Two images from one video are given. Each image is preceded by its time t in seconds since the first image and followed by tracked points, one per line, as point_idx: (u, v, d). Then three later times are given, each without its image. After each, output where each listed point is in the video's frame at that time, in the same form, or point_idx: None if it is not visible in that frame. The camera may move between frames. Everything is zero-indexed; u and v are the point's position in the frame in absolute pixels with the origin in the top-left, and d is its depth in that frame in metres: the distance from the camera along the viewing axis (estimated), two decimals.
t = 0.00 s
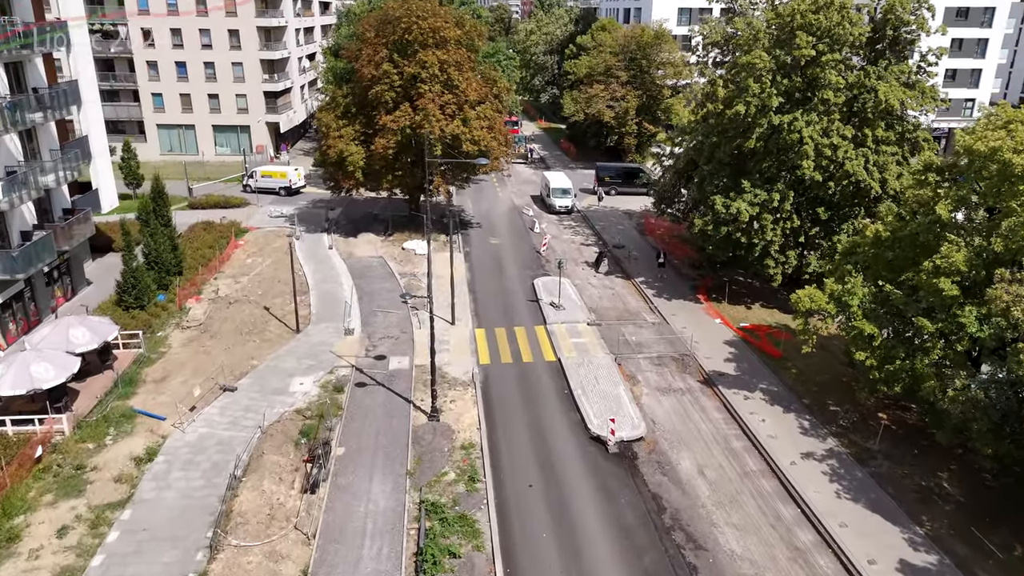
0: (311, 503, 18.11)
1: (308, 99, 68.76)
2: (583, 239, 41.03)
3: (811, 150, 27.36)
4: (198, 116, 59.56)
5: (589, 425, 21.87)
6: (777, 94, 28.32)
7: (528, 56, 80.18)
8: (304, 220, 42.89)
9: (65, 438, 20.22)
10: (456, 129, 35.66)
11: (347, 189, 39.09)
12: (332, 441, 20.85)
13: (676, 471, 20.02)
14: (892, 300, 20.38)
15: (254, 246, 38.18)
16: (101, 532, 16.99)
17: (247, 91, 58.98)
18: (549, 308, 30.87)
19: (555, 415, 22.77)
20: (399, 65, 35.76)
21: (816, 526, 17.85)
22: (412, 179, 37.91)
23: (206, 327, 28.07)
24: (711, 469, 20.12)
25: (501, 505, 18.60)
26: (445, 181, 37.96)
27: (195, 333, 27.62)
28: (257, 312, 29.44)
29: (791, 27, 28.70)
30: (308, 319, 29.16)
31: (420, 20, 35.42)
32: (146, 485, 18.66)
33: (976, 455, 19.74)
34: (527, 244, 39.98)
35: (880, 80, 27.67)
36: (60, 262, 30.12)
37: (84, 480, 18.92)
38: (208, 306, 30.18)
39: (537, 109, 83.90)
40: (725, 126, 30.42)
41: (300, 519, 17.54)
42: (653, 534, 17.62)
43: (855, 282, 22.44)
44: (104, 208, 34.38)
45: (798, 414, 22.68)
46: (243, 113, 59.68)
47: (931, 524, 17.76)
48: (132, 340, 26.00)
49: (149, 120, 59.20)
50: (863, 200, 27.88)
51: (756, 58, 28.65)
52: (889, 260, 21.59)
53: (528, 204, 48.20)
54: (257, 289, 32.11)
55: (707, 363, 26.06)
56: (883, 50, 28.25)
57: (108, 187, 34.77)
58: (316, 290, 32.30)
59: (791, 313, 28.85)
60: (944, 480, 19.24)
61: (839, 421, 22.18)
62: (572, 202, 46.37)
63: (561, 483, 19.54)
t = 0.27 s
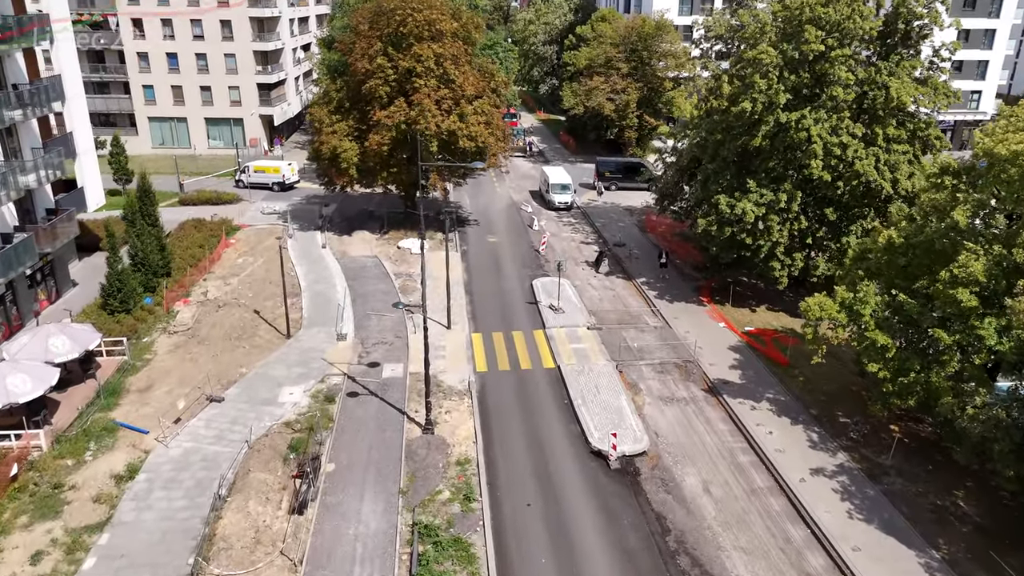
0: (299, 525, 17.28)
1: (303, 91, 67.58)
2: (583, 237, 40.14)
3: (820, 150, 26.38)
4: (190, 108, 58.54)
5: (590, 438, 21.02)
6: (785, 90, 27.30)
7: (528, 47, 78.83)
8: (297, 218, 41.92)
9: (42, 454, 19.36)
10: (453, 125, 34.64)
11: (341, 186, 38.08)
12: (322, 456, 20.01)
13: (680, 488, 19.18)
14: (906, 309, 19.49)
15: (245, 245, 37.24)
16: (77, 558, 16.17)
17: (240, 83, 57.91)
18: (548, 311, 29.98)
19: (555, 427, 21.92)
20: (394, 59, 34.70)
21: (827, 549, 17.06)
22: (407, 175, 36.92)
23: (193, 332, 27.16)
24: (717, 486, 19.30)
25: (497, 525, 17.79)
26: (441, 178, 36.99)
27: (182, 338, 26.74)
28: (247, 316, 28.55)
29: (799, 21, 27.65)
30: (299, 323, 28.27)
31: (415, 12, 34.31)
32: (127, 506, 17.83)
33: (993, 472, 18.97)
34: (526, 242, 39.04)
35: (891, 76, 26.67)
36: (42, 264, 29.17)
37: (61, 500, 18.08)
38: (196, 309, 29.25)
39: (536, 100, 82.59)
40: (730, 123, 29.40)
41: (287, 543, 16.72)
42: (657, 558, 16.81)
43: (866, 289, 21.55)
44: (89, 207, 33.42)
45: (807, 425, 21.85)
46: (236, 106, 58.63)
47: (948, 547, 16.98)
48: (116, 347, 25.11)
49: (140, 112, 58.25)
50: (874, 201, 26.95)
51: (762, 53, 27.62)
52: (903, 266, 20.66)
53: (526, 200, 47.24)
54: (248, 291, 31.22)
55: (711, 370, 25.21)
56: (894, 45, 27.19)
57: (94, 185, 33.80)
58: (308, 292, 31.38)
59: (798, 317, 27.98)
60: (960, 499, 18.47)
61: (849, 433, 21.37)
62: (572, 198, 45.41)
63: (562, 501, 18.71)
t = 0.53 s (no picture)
0: (286, 554, 16.50)
1: (299, 84, 66.46)
2: (583, 238, 39.28)
3: (830, 153, 25.45)
4: (183, 103, 57.57)
5: (591, 457, 20.22)
6: (794, 90, 26.31)
7: (527, 38, 77.54)
8: (291, 217, 41.00)
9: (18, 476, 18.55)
10: (450, 123, 33.68)
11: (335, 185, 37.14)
12: (312, 476, 19.21)
13: (685, 513, 18.38)
14: (922, 325, 18.62)
15: (238, 247, 36.35)
16: None
17: (234, 77, 56.92)
18: (547, 317, 29.13)
19: (555, 444, 21.12)
20: (389, 55, 33.69)
21: None
22: (403, 175, 36.00)
23: (181, 341, 26.30)
24: (724, 509, 18.50)
25: (494, 553, 17.02)
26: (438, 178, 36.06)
27: (170, 347, 25.90)
28: (237, 323, 27.70)
29: (809, 18, 26.64)
30: (291, 331, 27.42)
31: (411, 7, 33.26)
32: (106, 532, 17.05)
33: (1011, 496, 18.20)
34: (525, 244, 38.18)
35: (904, 76, 25.69)
36: (27, 269, 28.32)
37: (37, 526, 17.29)
38: (185, 315, 28.40)
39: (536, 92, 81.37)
40: (735, 124, 28.44)
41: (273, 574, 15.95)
42: None
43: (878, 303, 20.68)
44: (77, 208, 32.60)
45: (816, 443, 21.03)
46: (230, 100, 57.61)
47: None
48: (100, 359, 24.26)
49: (132, 107, 57.30)
50: (884, 206, 26.03)
51: (771, 51, 26.62)
52: (917, 279, 19.77)
53: (525, 198, 46.30)
54: (238, 296, 30.36)
55: (716, 382, 24.37)
56: (907, 44, 26.20)
57: (82, 186, 32.92)
58: (301, 297, 30.50)
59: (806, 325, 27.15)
60: (977, 525, 17.71)
61: (860, 451, 20.57)
62: (572, 196, 44.50)
63: (562, 526, 17.93)
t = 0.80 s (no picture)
0: None
1: (296, 80, 65.47)
2: (584, 242, 38.43)
3: (841, 161, 24.53)
4: (177, 100, 56.68)
5: (592, 482, 19.44)
6: (803, 95, 25.38)
7: (528, 32, 76.37)
8: (286, 220, 40.15)
9: None
10: (448, 126, 32.75)
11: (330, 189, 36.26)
12: (301, 504, 18.44)
13: (690, 544, 17.61)
14: (938, 348, 17.78)
15: (230, 252, 35.52)
16: None
17: (229, 74, 56.05)
18: (547, 328, 28.31)
19: (554, 467, 20.34)
20: (385, 55, 32.74)
21: None
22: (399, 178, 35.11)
23: (169, 354, 25.50)
24: (731, 540, 17.73)
25: None
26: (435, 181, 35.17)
27: (158, 361, 25.11)
28: (227, 334, 26.89)
29: (819, 21, 25.66)
30: (283, 343, 26.62)
31: (407, 6, 32.27)
32: (85, 567, 16.31)
33: None
34: (525, 248, 37.34)
35: (917, 81, 24.73)
36: (11, 278, 27.51)
37: (13, 560, 16.55)
38: (174, 326, 27.61)
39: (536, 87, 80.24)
40: (741, 129, 27.52)
41: None
42: None
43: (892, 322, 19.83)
44: (65, 213, 31.84)
45: (826, 466, 20.23)
46: (225, 97, 56.85)
47: None
48: (85, 375, 23.48)
49: (125, 104, 56.41)
50: (896, 215, 25.13)
51: (779, 55, 25.68)
52: (933, 298, 18.90)
53: (525, 199, 45.43)
54: (230, 305, 29.55)
55: (722, 399, 23.56)
56: (920, 47, 25.23)
57: (70, 188, 32.22)
58: (294, 306, 29.69)
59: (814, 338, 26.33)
60: (996, 558, 16.95)
61: (872, 476, 19.79)
62: (573, 198, 43.65)
63: (561, 558, 17.17)
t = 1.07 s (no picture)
0: None
1: (295, 77, 64.57)
2: (587, 248, 37.62)
3: (853, 173, 23.66)
4: (173, 98, 55.84)
5: (594, 513, 18.70)
6: (813, 103, 24.48)
7: (530, 27, 75.33)
8: (282, 224, 39.37)
9: None
10: (447, 131, 31.92)
11: (327, 194, 35.44)
12: (291, 536, 17.72)
13: None
14: (957, 377, 16.96)
15: (225, 259, 34.77)
16: None
17: (226, 72, 55.19)
18: (549, 341, 27.51)
19: (555, 495, 19.59)
20: (382, 58, 31.87)
21: None
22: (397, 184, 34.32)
23: (159, 370, 24.76)
24: None
25: None
26: (434, 187, 34.35)
27: (147, 377, 24.40)
28: (219, 349, 26.15)
29: (831, 26, 24.73)
30: (276, 358, 25.89)
31: (405, 8, 31.36)
32: None
33: None
34: (525, 255, 36.54)
35: (932, 89, 23.82)
36: None
37: None
38: (164, 339, 26.88)
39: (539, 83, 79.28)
40: (749, 136, 26.63)
41: None
42: None
43: (907, 345, 19.01)
44: (54, 220, 31.13)
45: (838, 495, 19.46)
46: (222, 96, 56.00)
47: None
48: (71, 394, 22.78)
49: (121, 103, 55.63)
50: (910, 228, 24.26)
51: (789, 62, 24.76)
52: (951, 321, 18.07)
53: (526, 202, 44.59)
54: (222, 317, 28.81)
55: (729, 420, 22.77)
56: (936, 54, 24.30)
57: (59, 194, 31.51)
58: (289, 318, 28.94)
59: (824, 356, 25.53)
60: None
61: (886, 505, 19.04)
62: (575, 201, 42.83)
63: None
